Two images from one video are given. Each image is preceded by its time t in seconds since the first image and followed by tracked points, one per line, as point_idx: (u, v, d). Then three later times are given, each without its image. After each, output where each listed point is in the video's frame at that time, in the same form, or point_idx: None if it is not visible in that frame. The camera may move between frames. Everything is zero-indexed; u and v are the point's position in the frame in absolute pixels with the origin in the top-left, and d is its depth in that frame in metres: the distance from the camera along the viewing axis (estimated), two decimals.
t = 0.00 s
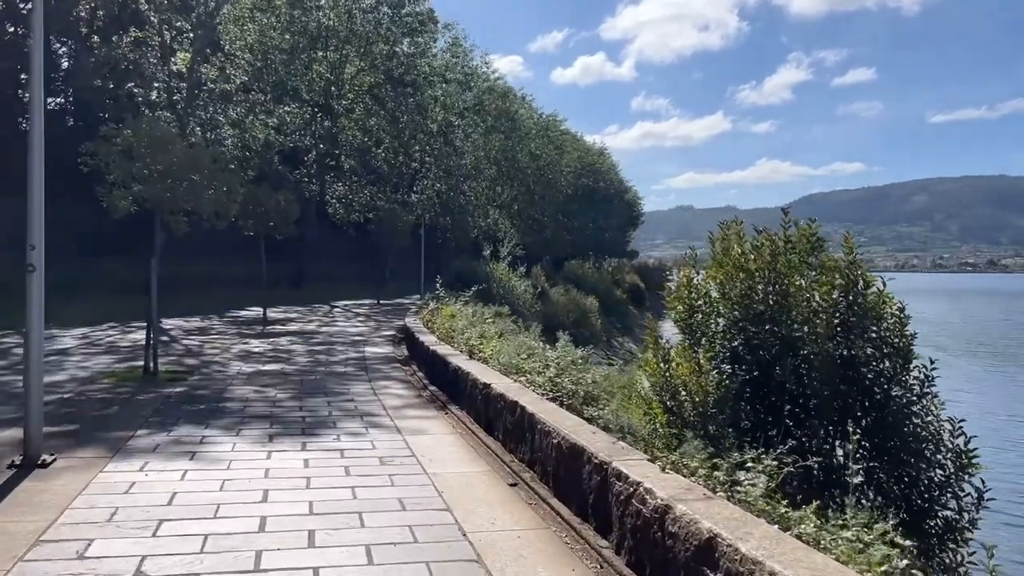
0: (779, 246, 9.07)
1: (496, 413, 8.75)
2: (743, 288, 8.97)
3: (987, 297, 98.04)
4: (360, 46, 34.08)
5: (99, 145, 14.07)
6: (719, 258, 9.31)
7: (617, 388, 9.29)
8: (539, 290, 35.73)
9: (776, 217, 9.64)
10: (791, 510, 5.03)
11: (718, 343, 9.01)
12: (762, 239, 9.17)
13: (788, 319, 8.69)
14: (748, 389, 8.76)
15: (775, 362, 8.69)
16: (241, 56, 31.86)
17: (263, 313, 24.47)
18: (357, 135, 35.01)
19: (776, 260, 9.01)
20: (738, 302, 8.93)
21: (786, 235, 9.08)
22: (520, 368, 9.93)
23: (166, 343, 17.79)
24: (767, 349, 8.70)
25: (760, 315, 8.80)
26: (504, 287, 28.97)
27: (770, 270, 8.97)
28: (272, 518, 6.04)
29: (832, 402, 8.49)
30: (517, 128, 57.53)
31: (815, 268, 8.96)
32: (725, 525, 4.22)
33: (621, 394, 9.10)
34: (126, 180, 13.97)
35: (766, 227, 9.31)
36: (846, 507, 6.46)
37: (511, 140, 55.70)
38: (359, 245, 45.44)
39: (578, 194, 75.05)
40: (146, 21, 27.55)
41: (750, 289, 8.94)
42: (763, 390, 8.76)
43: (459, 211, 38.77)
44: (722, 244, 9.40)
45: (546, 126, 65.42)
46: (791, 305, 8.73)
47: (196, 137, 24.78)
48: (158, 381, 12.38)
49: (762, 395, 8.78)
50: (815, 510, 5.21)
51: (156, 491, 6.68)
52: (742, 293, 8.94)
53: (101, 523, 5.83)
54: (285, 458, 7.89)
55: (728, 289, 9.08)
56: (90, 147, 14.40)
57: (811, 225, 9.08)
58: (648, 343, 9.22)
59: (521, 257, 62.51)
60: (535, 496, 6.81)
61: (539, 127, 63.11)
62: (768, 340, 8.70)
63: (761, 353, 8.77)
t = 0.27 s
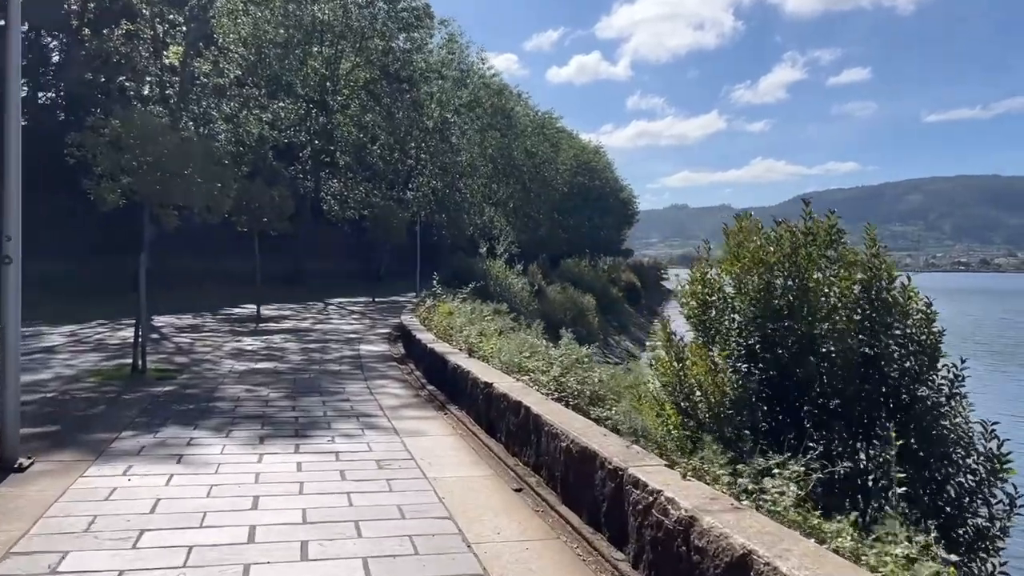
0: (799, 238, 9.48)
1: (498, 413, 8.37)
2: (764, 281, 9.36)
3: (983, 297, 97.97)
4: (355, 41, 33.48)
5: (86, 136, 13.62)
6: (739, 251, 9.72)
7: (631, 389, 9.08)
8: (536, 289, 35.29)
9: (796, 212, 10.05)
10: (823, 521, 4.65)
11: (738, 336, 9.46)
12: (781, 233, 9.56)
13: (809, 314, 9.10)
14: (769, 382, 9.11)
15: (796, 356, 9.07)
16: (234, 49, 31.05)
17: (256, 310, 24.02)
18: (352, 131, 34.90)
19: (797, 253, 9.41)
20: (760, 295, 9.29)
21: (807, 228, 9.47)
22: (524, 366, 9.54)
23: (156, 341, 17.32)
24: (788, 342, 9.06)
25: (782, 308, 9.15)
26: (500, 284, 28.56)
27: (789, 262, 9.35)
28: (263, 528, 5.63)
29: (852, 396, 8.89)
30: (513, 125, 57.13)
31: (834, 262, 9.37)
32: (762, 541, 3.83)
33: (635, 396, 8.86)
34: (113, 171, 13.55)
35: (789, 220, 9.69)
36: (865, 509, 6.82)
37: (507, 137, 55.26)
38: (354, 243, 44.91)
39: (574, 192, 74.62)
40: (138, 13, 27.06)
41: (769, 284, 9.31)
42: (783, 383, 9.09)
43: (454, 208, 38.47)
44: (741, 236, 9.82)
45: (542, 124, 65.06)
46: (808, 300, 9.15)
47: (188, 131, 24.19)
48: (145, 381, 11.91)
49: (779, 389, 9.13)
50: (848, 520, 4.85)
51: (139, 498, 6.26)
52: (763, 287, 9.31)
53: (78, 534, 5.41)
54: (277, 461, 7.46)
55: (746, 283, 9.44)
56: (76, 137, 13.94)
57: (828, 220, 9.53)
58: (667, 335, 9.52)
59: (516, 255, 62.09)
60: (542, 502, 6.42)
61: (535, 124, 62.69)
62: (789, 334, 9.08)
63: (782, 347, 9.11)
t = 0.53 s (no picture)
0: (824, 238, 9.05)
1: (503, 423, 7.94)
2: (787, 285, 8.95)
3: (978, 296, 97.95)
4: (350, 35, 33.12)
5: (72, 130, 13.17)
6: (758, 252, 9.28)
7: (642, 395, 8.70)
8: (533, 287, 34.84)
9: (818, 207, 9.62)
10: (867, 552, 4.25)
11: (757, 341, 9.05)
12: (806, 234, 9.13)
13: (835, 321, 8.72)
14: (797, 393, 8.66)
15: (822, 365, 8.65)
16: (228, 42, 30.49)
17: (249, 309, 23.56)
18: (346, 127, 34.58)
19: (822, 255, 8.99)
20: (783, 300, 8.90)
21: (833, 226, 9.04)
22: (529, 373, 9.09)
23: (145, 341, 16.87)
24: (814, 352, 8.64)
25: (806, 314, 8.77)
26: (497, 283, 28.13)
27: (814, 265, 8.93)
28: (253, 553, 5.19)
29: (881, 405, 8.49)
30: (509, 122, 56.66)
31: (860, 263, 9.04)
32: None
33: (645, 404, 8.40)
34: (99, 166, 13.12)
35: (811, 219, 9.28)
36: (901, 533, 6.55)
37: (503, 134, 54.84)
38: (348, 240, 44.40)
39: (570, 190, 74.21)
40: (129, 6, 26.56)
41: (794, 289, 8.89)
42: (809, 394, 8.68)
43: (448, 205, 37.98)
44: (762, 236, 9.37)
45: (539, 120, 64.60)
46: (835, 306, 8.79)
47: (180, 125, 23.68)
48: (132, 384, 11.47)
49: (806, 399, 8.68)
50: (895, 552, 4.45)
51: (119, 517, 5.82)
52: (786, 291, 8.91)
53: (50, 561, 4.97)
54: (268, 475, 7.02)
55: (768, 289, 9.01)
56: (62, 131, 13.49)
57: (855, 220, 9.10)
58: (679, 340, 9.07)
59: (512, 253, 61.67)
60: (553, 522, 5.99)
61: (531, 121, 62.29)
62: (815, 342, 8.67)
63: (806, 355, 8.70)
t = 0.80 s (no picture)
0: (856, 233, 8.86)
1: (511, 426, 7.53)
2: (818, 281, 8.69)
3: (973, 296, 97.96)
4: (346, 28, 32.79)
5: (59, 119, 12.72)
6: (785, 246, 9.01)
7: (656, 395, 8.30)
8: (530, 284, 34.44)
9: (847, 200, 9.39)
10: None
11: (783, 339, 8.74)
12: (838, 228, 8.94)
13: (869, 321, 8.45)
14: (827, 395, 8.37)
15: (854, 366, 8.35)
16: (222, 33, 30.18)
17: (243, 306, 23.12)
18: (342, 123, 34.03)
19: (855, 249, 8.80)
20: (814, 296, 8.62)
21: (860, 219, 8.89)
22: (538, 373, 8.71)
23: (137, 339, 16.42)
24: (845, 352, 8.34)
25: (838, 312, 8.49)
26: (495, 279, 27.72)
27: (846, 261, 8.69)
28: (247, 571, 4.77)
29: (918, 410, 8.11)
30: (506, 118, 56.25)
31: (895, 258, 8.86)
32: None
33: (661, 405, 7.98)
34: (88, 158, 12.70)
35: (838, 213, 9.07)
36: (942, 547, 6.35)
37: (500, 130, 54.44)
38: (344, 237, 43.94)
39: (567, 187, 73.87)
40: None
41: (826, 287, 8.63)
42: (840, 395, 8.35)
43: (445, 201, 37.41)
44: (790, 228, 9.14)
45: (536, 117, 64.18)
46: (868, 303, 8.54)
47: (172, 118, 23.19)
48: (122, 384, 11.03)
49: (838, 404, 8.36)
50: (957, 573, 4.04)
51: (102, 530, 5.39)
52: (818, 287, 8.65)
53: None
54: (264, 482, 6.60)
55: (798, 284, 8.76)
56: (49, 121, 13.04)
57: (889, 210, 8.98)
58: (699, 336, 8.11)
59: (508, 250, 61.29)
60: (571, 535, 5.58)
61: (528, 118, 61.90)
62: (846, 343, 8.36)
63: (837, 357, 8.38)
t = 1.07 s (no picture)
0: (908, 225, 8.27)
1: (518, 438, 7.11)
2: (846, 285, 6.54)
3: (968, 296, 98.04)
4: (341, 23, 32.42)
5: (44, 114, 12.27)
6: (807, 243, 6.86)
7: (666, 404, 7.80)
8: (527, 283, 34.03)
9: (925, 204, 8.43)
10: None
11: (802, 355, 6.69)
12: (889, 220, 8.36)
13: (903, 331, 6.42)
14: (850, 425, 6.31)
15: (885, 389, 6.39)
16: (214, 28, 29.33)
17: (236, 305, 22.68)
18: (337, 119, 34.16)
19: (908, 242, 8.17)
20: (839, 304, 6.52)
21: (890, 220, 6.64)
22: (543, 381, 8.31)
23: (126, 340, 15.99)
24: (878, 371, 6.35)
25: (870, 323, 6.42)
26: (493, 279, 27.31)
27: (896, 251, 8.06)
28: None
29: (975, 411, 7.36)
30: (502, 115, 55.84)
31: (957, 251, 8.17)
32: None
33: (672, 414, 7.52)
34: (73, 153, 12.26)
35: (869, 210, 6.87)
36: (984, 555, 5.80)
37: (496, 128, 54.04)
38: (339, 235, 43.46)
39: (562, 185, 73.49)
40: None
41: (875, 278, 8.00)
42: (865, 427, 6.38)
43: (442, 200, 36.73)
44: (808, 231, 6.87)
45: (532, 114, 63.78)
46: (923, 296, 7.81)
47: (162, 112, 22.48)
48: (109, 389, 10.61)
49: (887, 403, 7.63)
50: None
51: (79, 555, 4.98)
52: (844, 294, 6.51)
53: None
54: (256, 499, 6.18)
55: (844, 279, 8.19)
56: (33, 115, 12.60)
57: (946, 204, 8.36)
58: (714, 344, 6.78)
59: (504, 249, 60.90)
60: (586, 560, 5.18)
61: (524, 115, 61.48)
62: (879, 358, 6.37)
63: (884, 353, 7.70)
